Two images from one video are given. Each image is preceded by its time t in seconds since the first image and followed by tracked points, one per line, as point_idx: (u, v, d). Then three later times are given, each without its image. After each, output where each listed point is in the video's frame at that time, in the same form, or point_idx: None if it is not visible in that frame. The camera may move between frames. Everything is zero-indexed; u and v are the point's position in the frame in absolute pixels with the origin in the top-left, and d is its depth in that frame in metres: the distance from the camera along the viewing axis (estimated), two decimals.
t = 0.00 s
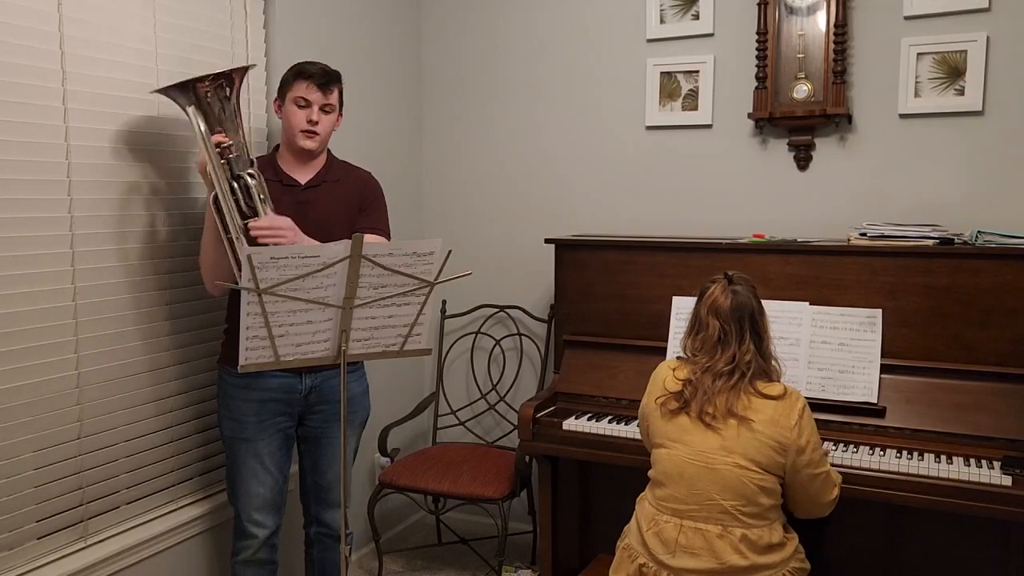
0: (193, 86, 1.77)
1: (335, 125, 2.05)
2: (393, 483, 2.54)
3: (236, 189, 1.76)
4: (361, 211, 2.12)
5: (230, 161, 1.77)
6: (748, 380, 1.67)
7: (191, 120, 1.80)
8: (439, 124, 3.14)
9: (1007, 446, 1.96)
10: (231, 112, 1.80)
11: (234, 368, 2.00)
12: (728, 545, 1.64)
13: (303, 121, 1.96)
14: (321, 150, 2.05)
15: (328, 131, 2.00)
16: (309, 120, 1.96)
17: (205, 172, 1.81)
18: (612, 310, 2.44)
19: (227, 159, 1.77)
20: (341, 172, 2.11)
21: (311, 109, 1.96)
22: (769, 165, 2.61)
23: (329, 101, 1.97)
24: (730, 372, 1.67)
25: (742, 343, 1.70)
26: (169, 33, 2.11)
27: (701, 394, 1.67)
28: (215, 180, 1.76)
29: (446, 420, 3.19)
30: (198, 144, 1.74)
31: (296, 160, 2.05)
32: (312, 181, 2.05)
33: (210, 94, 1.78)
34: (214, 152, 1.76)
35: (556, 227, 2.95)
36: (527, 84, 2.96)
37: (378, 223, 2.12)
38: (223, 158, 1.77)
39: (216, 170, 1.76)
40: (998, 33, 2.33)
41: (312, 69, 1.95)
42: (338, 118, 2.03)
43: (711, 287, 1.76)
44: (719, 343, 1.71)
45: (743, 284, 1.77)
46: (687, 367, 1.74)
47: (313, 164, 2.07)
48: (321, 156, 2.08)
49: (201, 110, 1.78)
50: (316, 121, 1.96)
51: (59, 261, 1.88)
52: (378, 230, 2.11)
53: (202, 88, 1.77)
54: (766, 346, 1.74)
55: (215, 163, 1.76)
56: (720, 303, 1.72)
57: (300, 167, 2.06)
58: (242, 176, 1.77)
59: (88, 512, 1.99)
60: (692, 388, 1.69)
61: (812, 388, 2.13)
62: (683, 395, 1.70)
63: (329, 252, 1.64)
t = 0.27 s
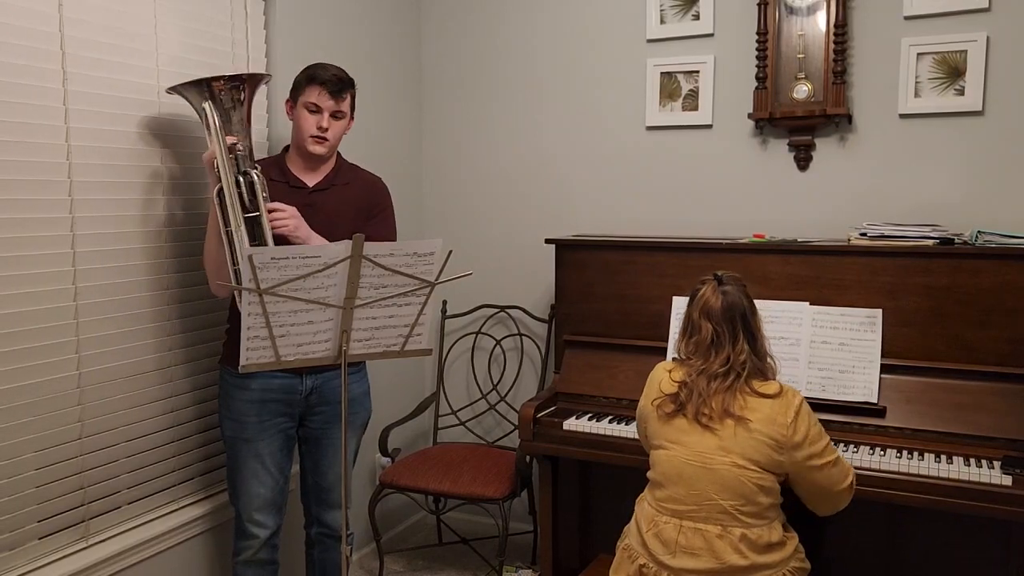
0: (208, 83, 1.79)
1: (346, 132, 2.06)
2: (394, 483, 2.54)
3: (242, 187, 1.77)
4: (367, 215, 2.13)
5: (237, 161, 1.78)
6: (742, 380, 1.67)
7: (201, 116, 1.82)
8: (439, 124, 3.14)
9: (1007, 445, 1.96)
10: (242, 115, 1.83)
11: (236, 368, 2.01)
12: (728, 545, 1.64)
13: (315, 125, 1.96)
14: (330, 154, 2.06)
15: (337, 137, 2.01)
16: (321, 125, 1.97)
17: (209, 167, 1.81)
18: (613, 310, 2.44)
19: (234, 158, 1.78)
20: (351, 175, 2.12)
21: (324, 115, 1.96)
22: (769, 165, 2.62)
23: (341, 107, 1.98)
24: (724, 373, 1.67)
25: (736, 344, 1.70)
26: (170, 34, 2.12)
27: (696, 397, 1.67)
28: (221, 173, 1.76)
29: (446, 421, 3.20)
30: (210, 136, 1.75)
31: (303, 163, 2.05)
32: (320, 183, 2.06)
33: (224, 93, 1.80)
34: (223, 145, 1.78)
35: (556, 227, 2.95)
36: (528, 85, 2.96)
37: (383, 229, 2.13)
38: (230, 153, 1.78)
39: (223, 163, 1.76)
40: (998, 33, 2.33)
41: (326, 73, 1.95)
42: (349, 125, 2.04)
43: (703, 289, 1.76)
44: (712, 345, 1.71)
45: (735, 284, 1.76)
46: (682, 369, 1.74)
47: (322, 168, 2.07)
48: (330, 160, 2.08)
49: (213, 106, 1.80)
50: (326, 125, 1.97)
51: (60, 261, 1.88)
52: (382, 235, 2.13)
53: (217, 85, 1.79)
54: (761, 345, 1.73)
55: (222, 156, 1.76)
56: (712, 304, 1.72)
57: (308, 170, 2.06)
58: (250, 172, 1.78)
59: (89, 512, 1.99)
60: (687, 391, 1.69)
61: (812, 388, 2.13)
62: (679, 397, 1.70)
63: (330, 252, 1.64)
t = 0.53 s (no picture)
0: (212, 87, 1.79)
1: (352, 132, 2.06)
2: (394, 483, 2.55)
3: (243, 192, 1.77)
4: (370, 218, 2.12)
5: (238, 165, 1.79)
6: (740, 381, 1.67)
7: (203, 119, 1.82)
8: (440, 125, 3.14)
9: (1007, 446, 1.96)
10: (247, 120, 1.84)
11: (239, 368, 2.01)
12: (728, 545, 1.65)
13: (321, 125, 1.97)
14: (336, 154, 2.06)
15: (343, 135, 2.01)
16: (326, 124, 1.97)
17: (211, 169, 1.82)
18: (613, 310, 2.44)
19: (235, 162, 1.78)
20: (358, 176, 2.12)
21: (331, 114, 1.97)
22: (769, 165, 2.62)
23: (346, 106, 1.98)
24: (721, 375, 1.67)
25: (732, 346, 1.70)
26: (171, 35, 2.12)
27: (694, 400, 1.67)
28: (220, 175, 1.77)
29: (447, 421, 3.20)
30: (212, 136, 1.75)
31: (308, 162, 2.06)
32: (326, 184, 2.07)
33: (228, 96, 1.81)
34: (223, 148, 1.78)
35: (556, 228, 2.96)
36: (528, 85, 2.97)
37: (388, 232, 2.13)
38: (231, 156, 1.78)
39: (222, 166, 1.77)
40: (998, 33, 2.34)
41: (335, 72, 1.96)
42: (355, 124, 2.04)
43: (698, 290, 1.76)
44: (709, 346, 1.71)
45: (730, 283, 1.76)
46: (680, 370, 1.74)
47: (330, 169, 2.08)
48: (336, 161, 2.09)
49: (217, 110, 1.80)
50: (331, 124, 1.97)
51: (62, 262, 1.88)
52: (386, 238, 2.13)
53: (221, 89, 1.79)
54: (758, 345, 1.73)
55: (222, 158, 1.77)
56: (707, 305, 1.72)
57: (313, 170, 2.07)
58: (251, 175, 1.78)
59: (91, 512, 1.99)
60: (684, 393, 1.69)
61: (812, 388, 2.13)
62: (677, 399, 1.70)
63: (331, 253, 1.65)
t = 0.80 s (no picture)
0: (203, 89, 1.87)
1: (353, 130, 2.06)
2: (395, 483, 2.55)
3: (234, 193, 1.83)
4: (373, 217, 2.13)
5: (227, 165, 1.84)
6: (740, 381, 1.67)
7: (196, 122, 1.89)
8: (440, 125, 3.15)
9: (1008, 445, 1.96)
10: (239, 120, 1.90)
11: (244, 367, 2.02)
12: (728, 546, 1.65)
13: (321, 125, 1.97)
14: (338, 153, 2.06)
15: (343, 134, 2.01)
16: (326, 123, 1.98)
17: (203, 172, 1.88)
18: (613, 310, 2.44)
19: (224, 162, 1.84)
20: (360, 175, 2.12)
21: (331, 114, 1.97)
22: (769, 165, 2.62)
23: (345, 104, 1.98)
24: (722, 375, 1.67)
25: (733, 345, 1.69)
26: (172, 35, 2.12)
27: (694, 400, 1.67)
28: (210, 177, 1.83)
29: (447, 421, 3.21)
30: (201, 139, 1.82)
31: (311, 161, 2.06)
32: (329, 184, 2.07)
33: (220, 96, 1.88)
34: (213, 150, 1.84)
35: (557, 228, 2.96)
36: (528, 85, 2.97)
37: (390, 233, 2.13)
38: (221, 157, 1.84)
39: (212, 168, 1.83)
40: (998, 33, 2.34)
41: (334, 71, 1.97)
42: (355, 122, 2.04)
43: (699, 289, 1.75)
44: (710, 345, 1.71)
45: (731, 283, 1.76)
46: (680, 371, 1.74)
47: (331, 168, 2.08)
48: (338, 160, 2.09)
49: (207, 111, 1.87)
50: (331, 123, 1.98)
51: (62, 262, 1.88)
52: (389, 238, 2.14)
53: (212, 90, 1.87)
54: (759, 345, 1.73)
55: (211, 160, 1.83)
56: (709, 305, 1.72)
57: (315, 170, 2.08)
58: (240, 174, 1.84)
59: (92, 512, 1.99)
60: (685, 394, 1.69)
61: (812, 388, 2.14)
62: (678, 400, 1.70)
63: (331, 253, 1.65)
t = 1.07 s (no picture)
0: (201, 93, 1.89)
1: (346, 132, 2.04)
2: (396, 482, 2.55)
3: (223, 199, 1.86)
4: (373, 218, 2.12)
5: (219, 171, 1.88)
6: (740, 380, 1.67)
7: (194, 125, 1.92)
8: (440, 124, 3.15)
9: (1008, 444, 1.96)
10: (236, 126, 1.93)
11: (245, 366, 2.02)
12: (728, 545, 1.65)
13: (308, 143, 1.97)
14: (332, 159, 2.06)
15: (335, 145, 2.01)
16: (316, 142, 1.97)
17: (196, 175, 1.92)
18: (613, 310, 2.45)
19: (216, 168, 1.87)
20: (359, 175, 2.12)
21: (316, 131, 1.96)
22: (769, 165, 2.62)
23: (329, 119, 1.96)
24: (722, 374, 1.67)
25: (732, 343, 1.69)
26: (172, 35, 2.12)
27: (694, 399, 1.67)
28: (200, 182, 1.86)
29: (447, 420, 3.21)
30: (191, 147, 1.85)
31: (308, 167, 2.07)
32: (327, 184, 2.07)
33: (218, 100, 1.90)
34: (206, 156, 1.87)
35: (557, 227, 2.96)
36: (528, 85, 2.97)
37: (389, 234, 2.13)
38: (212, 163, 1.87)
39: (202, 175, 1.87)
40: (998, 33, 2.34)
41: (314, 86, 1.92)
42: (345, 128, 2.02)
43: (697, 288, 1.75)
44: (710, 344, 1.71)
45: (731, 283, 1.76)
46: (680, 370, 1.74)
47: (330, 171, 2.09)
48: (336, 162, 2.09)
49: (205, 115, 1.90)
50: (320, 142, 1.98)
51: (63, 261, 1.89)
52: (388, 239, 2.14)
53: (210, 94, 1.89)
54: (758, 343, 1.73)
55: (201, 166, 1.86)
56: (708, 304, 1.71)
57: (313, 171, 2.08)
58: (230, 180, 1.87)
59: (92, 511, 2.00)
60: (685, 393, 1.69)
61: (812, 387, 2.14)
62: (678, 400, 1.70)
63: (331, 253, 1.66)
